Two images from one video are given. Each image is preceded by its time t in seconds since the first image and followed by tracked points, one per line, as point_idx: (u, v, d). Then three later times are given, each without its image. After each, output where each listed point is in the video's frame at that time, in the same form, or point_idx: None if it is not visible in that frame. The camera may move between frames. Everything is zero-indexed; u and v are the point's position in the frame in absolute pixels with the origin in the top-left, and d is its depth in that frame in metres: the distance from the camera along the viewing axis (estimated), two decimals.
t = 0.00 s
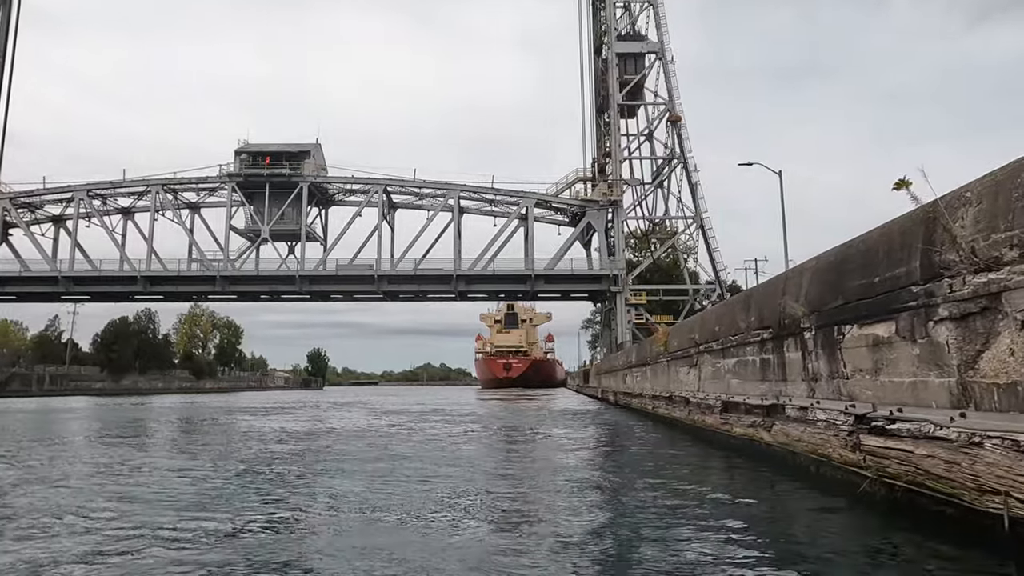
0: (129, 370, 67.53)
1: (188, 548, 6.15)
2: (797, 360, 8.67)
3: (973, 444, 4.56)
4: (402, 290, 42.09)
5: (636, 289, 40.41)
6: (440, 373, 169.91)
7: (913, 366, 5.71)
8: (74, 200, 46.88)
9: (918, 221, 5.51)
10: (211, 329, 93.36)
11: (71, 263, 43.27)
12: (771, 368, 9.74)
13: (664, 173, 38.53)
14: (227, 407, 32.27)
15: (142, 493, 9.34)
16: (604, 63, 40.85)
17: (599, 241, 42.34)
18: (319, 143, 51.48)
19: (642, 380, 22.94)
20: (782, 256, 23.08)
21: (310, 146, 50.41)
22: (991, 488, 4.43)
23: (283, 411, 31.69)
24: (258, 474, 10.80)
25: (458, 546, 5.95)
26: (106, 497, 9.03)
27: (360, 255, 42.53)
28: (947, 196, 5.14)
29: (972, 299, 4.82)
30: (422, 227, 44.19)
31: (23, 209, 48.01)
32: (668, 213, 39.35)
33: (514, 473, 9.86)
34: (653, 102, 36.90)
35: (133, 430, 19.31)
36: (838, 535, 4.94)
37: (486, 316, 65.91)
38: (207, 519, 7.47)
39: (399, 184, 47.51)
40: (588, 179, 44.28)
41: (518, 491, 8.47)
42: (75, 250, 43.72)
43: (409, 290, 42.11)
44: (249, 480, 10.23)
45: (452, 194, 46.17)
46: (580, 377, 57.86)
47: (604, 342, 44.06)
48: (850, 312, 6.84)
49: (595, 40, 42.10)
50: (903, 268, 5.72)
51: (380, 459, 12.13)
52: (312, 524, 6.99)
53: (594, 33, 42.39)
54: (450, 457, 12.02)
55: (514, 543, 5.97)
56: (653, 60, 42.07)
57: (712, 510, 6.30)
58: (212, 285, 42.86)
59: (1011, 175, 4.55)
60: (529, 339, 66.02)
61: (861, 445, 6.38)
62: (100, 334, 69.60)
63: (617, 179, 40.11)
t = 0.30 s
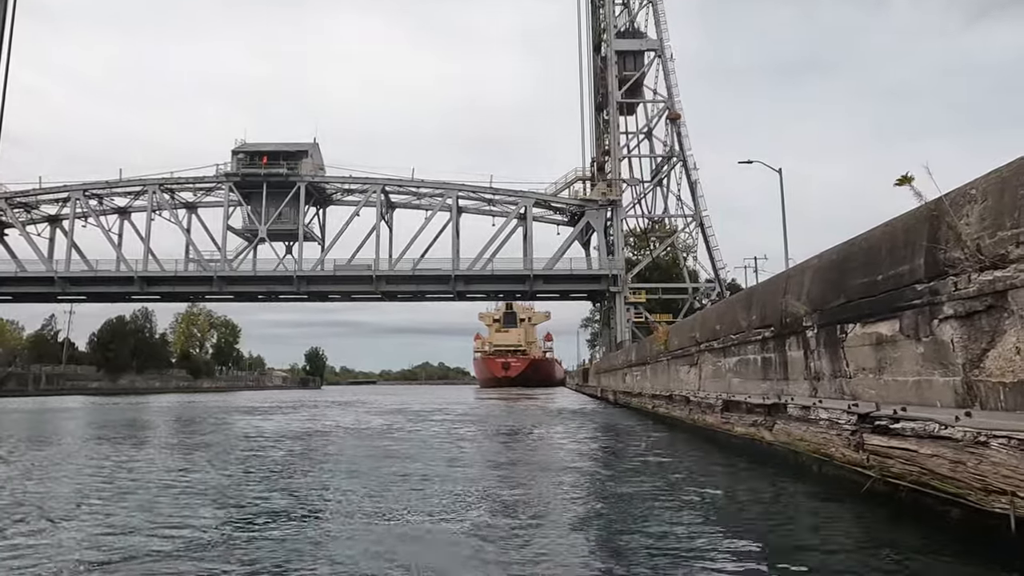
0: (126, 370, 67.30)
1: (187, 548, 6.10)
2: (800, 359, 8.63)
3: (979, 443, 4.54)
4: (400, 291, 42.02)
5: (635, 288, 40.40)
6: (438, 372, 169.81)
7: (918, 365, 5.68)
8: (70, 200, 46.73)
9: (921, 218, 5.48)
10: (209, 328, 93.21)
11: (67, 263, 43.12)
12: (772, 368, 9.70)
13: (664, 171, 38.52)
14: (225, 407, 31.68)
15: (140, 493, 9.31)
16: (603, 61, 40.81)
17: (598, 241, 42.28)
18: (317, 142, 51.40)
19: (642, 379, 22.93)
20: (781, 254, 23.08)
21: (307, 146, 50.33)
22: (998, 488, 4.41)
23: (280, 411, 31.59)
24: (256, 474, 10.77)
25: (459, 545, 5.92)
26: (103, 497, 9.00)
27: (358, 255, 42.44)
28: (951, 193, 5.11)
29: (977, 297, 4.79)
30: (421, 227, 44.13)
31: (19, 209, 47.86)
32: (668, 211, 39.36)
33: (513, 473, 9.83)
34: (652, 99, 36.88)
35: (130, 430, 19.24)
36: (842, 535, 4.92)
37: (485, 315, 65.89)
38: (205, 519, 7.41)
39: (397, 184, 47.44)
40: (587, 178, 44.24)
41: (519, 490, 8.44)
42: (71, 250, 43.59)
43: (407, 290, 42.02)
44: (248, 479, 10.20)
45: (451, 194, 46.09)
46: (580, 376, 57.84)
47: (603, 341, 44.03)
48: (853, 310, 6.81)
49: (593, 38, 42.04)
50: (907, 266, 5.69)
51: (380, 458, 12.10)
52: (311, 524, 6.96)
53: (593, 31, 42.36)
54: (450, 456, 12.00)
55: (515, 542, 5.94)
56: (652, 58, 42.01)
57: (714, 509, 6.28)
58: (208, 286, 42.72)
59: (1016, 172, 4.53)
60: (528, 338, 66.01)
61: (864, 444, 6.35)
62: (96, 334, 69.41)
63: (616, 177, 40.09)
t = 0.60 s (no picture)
0: (123, 369, 67.10)
1: (186, 547, 6.07)
2: (802, 358, 8.60)
3: (985, 442, 4.53)
4: (398, 291, 41.95)
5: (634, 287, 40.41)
6: (436, 371, 169.76)
7: (922, 363, 5.65)
8: (66, 199, 46.59)
9: (926, 215, 5.46)
10: (206, 327, 93.05)
11: (63, 263, 42.97)
12: (774, 366, 9.67)
13: (663, 169, 38.51)
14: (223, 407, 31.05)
15: (139, 492, 9.28)
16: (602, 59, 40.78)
17: (598, 241, 42.23)
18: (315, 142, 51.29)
19: (642, 378, 22.91)
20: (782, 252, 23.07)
21: (305, 145, 50.23)
22: (1004, 488, 4.39)
23: (278, 410, 31.53)
24: (255, 473, 10.74)
25: (459, 544, 5.92)
26: (101, 496, 8.98)
27: (355, 255, 42.37)
28: (957, 189, 5.08)
29: (983, 295, 4.77)
30: (419, 226, 44.08)
31: (15, 210, 47.70)
32: (667, 209, 39.39)
33: (513, 472, 9.81)
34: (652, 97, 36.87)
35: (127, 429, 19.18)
36: (845, 534, 4.91)
37: (483, 314, 65.89)
38: (204, 518, 7.38)
39: (395, 183, 47.37)
40: (587, 178, 44.18)
41: (520, 489, 8.42)
42: (67, 250, 43.45)
43: (405, 290, 41.96)
44: (247, 478, 10.18)
45: (449, 193, 46.01)
46: (579, 374, 57.80)
47: (602, 340, 43.97)
48: (856, 308, 6.78)
49: (593, 35, 41.98)
50: (911, 264, 5.67)
51: (379, 457, 12.08)
52: (311, 522, 6.94)
53: (592, 28, 42.31)
54: (449, 455, 11.98)
55: (516, 541, 5.93)
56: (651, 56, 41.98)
57: (715, 508, 6.27)
58: (205, 286, 42.61)
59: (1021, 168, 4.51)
60: (527, 337, 66.01)
61: (868, 443, 6.33)
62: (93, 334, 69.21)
63: (615, 176, 40.08)
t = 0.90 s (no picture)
0: (120, 369, 66.95)
1: (181, 547, 6.03)
2: (803, 356, 8.58)
3: (989, 441, 4.51)
4: (397, 291, 41.90)
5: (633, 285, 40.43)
6: (435, 370, 169.71)
7: (925, 362, 5.63)
8: (63, 199, 46.47)
9: (929, 211, 5.43)
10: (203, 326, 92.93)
11: (60, 263, 42.86)
12: (776, 365, 9.64)
13: (663, 167, 38.49)
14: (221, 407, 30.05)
15: (136, 491, 9.27)
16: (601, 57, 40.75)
17: (597, 240, 42.17)
18: (312, 141, 51.20)
19: (642, 377, 22.87)
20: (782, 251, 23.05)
21: (303, 144, 50.13)
22: (1007, 487, 4.38)
23: (275, 410, 31.47)
24: (254, 472, 10.72)
25: (459, 543, 5.91)
26: (100, 495, 8.97)
27: (353, 255, 42.32)
28: (961, 186, 5.05)
29: (986, 293, 4.74)
30: (418, 226, 44.02)
31: (11, 209, 47.56)
32: (667, 207, 39.41)
33: (512, 470, 9.81)
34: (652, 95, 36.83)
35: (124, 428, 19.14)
36: (845, 533, 4.89)
37: (482, 313, 65.90)
38: (202, 517, 7.37)
39: (394, 183, 47.30)
40: (586, 177, 44.16)
41: (519, 488, 8.41)
42: (64, 250, 43.35)
43: (404, 290, 41.90)
44: (246, 478, 10.17)
45: (448, 192, 45.94)
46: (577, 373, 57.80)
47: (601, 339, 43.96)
48: (858, 307, 6.76)
49: (592, 32, 41.92)
50: (914, 261, 5.64)
51: (379, 456, 12.09)
52: (310, 521, 6.94)
53: (591, 25, 42.24)
54: (448, 455, 11.97)
55: (518, 539, 5.94)
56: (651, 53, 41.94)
57: (714, 507, 6.27)
58: (203, 287, 42.53)
59: None
60: (526, 336, 66.01)
61: (870, 442, 6.31)
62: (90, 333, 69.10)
63: (615, 174, 40.06)
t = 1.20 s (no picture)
0: (117, 368, 66.79)
1: (176, 547, 6.00)
2: (804, 354, 8.56)
3: (993, 440, 4.51)
4: (395, 291, 41.83)
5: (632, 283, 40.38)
6: (433, 368, 169.67)
7: (927, 361, 5.61)
8: (59, 199, 46.32)
9: (932, 208, 5.41)
10: (200, 325, 92.75)
11: (56, 263, 42.72)
12: (776, 364, 9.62)
13: (662, 164, 38.45)
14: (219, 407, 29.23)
15: (133, 490, 9.24)
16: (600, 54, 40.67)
17: (596, 239, 42.11)
18: (310, 140, 51.06)
19: (641, 376, 22.83)
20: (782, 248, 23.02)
21: (300, 143, 49.99)
22: (1011, 486, 4.36)
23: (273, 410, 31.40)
24: (252, 471, 10.69)
25: (458, 542, 5.90)
26: (96, 495, 8.94)
27: (350, 255, 42.25)
28: (964, 183, 5.03)
29: (990, 290, 4.72)
30: (416, 225, 43.93)
31: (7, 209, 47.42)
32: (666, 205, 39.39)
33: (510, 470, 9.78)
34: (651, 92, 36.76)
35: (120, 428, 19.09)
36: (846, 533, 4.87)
37: (480, 311, 65.86)
38: (200, 517, 7.35)
39: (391, 182, 47.22)
40: (585, 176, 44.12)
41: (518, 487, 8.39)
42: (60, 250, 43.24)
43: (402, 290, 41.83)
44: (244, 477, 10.14)
45: (447, 191, 45.85)
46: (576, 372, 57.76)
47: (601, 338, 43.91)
48: (860, 305, 6.73)
49: (591, 30, 41.84)
50: (917, 259, 5.61)
51: (377, 455, 12.08)
52: (308, 520, 6.92)
53: (590, 22, 42.14)
54: (446, 454, 11.96)
55: (517, 539, 5.93)
56: (650, 50, 41.86)
57: (713, 507, 6.26)
58: (200, 287, 42.41)
59: None
60: (524, 334, 65.96)
61: (872, 441, 6.30)
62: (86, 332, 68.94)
63: (614, 171, 40.05)
